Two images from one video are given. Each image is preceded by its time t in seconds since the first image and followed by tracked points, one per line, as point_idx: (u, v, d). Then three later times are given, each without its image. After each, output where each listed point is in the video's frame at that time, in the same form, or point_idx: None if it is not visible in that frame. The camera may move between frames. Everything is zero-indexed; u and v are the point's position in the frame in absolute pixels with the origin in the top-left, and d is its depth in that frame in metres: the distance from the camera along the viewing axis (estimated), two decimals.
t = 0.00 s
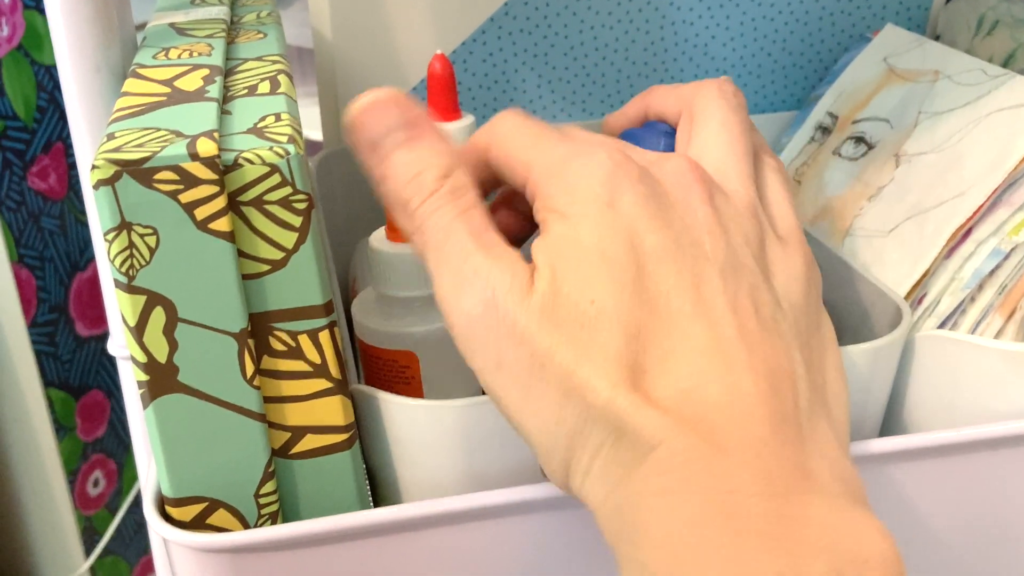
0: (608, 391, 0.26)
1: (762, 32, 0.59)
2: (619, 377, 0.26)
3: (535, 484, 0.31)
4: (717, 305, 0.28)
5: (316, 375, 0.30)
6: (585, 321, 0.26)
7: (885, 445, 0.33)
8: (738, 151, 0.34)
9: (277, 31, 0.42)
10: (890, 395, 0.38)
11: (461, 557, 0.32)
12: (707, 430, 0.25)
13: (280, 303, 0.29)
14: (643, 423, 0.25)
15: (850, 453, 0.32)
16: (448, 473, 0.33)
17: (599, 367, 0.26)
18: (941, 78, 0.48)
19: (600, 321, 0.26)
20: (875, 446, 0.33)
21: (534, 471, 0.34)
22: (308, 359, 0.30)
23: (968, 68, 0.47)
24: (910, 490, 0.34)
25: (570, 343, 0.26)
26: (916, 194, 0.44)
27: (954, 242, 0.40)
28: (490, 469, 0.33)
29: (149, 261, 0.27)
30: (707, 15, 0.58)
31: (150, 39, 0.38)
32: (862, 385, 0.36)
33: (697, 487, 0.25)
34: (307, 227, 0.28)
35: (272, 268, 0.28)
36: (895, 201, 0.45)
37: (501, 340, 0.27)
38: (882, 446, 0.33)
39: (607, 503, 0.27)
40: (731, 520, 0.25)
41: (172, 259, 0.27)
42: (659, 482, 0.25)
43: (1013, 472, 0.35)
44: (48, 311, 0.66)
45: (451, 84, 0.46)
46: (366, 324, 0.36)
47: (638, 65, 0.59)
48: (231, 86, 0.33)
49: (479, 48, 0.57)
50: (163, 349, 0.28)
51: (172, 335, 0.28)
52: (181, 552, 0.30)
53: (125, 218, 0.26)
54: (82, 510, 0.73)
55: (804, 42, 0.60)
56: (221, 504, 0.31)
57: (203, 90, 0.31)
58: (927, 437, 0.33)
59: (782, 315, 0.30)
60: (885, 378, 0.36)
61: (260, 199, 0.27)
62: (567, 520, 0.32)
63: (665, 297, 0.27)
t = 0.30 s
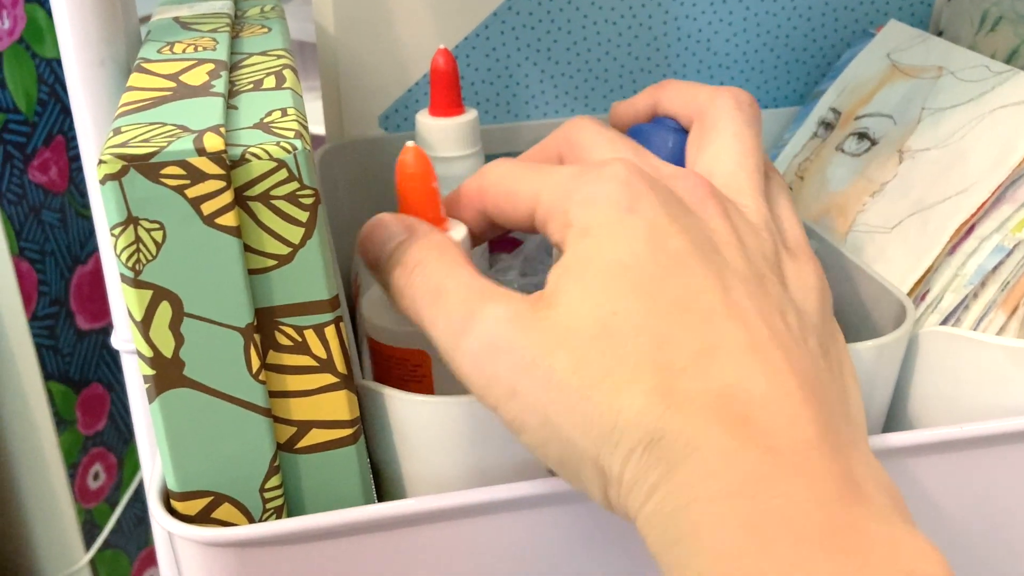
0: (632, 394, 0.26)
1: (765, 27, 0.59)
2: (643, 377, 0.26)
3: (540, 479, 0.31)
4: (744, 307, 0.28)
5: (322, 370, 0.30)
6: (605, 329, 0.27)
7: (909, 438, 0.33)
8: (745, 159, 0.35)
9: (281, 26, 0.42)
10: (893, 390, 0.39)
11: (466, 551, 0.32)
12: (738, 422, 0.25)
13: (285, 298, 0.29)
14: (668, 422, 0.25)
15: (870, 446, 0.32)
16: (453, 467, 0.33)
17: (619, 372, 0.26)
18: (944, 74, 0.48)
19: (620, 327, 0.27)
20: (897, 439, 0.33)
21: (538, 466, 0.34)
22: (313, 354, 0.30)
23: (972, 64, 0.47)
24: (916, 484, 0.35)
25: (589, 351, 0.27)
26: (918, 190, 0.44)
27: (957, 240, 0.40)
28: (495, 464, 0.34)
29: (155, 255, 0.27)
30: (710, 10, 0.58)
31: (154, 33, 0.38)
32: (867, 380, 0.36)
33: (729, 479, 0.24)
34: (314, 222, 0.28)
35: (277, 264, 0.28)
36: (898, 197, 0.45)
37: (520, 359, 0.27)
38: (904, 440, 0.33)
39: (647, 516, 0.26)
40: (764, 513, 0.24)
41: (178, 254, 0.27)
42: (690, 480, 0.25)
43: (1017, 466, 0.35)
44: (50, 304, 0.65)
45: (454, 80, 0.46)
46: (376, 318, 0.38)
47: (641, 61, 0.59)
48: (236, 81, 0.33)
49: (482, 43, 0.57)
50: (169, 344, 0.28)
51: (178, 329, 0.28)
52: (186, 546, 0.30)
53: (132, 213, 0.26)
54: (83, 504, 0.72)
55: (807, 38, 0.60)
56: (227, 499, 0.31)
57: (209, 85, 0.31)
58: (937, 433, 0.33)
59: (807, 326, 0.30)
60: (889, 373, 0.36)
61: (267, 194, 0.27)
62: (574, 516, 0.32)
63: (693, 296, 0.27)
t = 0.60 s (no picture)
0: (642, 360, 0.23)
1: (769, 26, 0.59)
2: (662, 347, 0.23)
3: (544, 475, 0.31)
4: (775, 301, 0.25)
5: (328, 365, 0.30)
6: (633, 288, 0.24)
7: (917, 434, 0.33)
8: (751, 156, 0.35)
9: (286, 23, 0.42)
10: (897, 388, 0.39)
11: (471, 547, 0.32)
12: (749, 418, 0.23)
13: (291, 293, 0.29)
14: (673, 400, 0.23)
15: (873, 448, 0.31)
16: (458, 463, 0.33)
17: (639, 335, 0.24)
18: (948, 73, 0.49)
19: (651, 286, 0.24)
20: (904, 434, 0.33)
21: (541, 462, 0.34)
22: (320, 350, 0.30)
23: (976, 64, 0.47)
24: (922, 481, 0.35)
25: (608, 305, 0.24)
26: (922, 189, 0.44)
27: (960, 237, 0.40)
28: (499, 460, 0.34)
29: (161, 249, 0.27)
30: (714, 9, 0.58)
31: (160, 30, 0.38)
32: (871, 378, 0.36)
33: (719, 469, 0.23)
34: (321, 217, 0.28)
35: (284, 258, 0.28)
36: (901, 196, 0.45)
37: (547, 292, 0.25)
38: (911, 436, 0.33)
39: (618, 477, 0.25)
40: (753, 510, 0.22)
41: (184, 248, 0.27)
42: (682, 460, 0.23)
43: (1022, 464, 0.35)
44: (53, 303, 0.64)
45: (459, 77, 0.46)
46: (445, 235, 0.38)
47: (644, 60, 0.59)
48: (241, 77, 0.34)
49: (486, 41, 0.57)
50: (174, 338, 0.28)
51: (184, 324, 0.28)
52: (190, 541, 0.31)
53: (137, 207, 0.26)
54: (86, 503, 0.71)
55: (811, 37, 0.60)
56: (232, 494, 0.31)
57: (214, 80, 0.31)
58: (943, 429, 0.33)
59: (839, 334, 0.27)
60: (893, 371, 0.37)
61: (273, 188, 0.27)
62: (579, 512, 0.32)
63: (731, 277, 0.24)
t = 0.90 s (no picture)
0: (729, 292, 0.24)
1: (772, 24, 0.59)
2: (758, 289, 0.24)
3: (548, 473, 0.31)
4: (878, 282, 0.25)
5: (331, 364, 0.30)
6: (751, 223, 0.25)
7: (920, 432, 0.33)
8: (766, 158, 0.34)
9: (289, 21, 0.42)
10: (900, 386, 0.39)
11: (475, 544, 0.32)
12: (813, 385, 0.23)
13: (295, 292, 0.29)
14: (750, 341, 0.23)
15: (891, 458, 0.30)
16: (461, 461, 0.33)
17: (730, 268, 0.24)
18: (952, 72, 0.49)
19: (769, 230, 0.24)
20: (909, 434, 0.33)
21: (544, 462, 0.34)
22: (324, 348, 0.30)
23: (979, 63, 0.48)
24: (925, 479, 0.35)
25: (716, 232, 0.25)
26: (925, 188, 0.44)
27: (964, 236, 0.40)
28: (502, 459, 0.34)
29: (165, 248, 0.27)
30: (717, 7, 0.58)
31: (163, 28, 0.38)
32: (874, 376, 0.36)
33: (765, 423, 0.23)
34: (325, 216, 0.28)
35: (289, 257, 0.28)
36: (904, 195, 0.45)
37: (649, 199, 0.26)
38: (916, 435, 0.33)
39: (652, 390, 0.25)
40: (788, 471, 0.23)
41: (188, 247, 0.27)
42: (735, 399, 0.23)
43: None
44: (55, 300, 0.64)
45: (461, 75, 0.45)
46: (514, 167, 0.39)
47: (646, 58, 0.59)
48: (245, 75, 0.34)
49: (488, 39, 0.57)
50: (177, 336, 0.28)
51: (188, 323, 0.28)
52: (193, 539, 0.30)
53: (141, 205, 0.26)
54: (88, 500, 0.71)
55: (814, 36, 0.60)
56: (235, 492, 0.31)
57: (218, 78, 0.31)
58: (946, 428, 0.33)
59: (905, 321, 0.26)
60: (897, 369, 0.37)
61: (278, 186, 0.27)
62: (583, 510, 0.32)
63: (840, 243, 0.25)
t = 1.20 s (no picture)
0: (742, 277, 0.25)
1: (774, 23, 0.59)
2: (769, 275, 0.25)
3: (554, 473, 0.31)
4: (890, 278, 0.26)
5: (338, 364, 0.30)
6: (767, 208, 0.26)
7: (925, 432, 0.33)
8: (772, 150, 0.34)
9: (293, 20, 0.42)
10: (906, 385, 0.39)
11: (480, 543, 0.32)
12: (823, 370, 0.24)
13: (301, 291, 0.29)
14: (759, 324, 0.24)
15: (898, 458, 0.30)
16: (467, 460, 0.33)
17: (745, 255, 0.25)
18: (956, 70, 0.49)
19: (784, 216, 0.26)
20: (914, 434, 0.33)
21: (549, 461, 0.34)
22: (330, 348, 0.30)
23: (983, 61, 0.48)
24: (928, 477, 0.35)
25: (735, 216, 0.26)
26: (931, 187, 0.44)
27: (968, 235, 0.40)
28: (508, 459, 0.34)
29: (173, 248, 0.27)
30: (720, 6, 0.58)
31: (168, 27, 0.38)
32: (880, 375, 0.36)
33: (779, 397, 0.24)
34: (332, 216, 0.28)
35: (295, 257, 0.28)
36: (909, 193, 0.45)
37: (668, 185, 0.27)
38: (922, 435, 0.33)
39: (660, 374, 0.26)
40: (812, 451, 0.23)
41: (196, 247, 0.27)
42: (744, 378, 0.24)
43: None
44: (56, 297, 0.64)
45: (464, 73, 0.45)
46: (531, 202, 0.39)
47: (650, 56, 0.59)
48: (251, 75, 0.34)
49: (491, 37, 0.57)
50: (185, 336, 0.28)
51: (195, 323, 0.28)
52: (199, 539, 0.31)
53: (149, 205, 0.26)
54: (88, 497, 0.71)
55: (816, 34, 0.60)
56: (241, 491, 0.31)
57: (224, 78, 0.31)
58: (950, 428, 0.33)
59: (913, 322, 0.27)
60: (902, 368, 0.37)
61: (285, 187, 0.27)
62: (590, 510, 0.32)
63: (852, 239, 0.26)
